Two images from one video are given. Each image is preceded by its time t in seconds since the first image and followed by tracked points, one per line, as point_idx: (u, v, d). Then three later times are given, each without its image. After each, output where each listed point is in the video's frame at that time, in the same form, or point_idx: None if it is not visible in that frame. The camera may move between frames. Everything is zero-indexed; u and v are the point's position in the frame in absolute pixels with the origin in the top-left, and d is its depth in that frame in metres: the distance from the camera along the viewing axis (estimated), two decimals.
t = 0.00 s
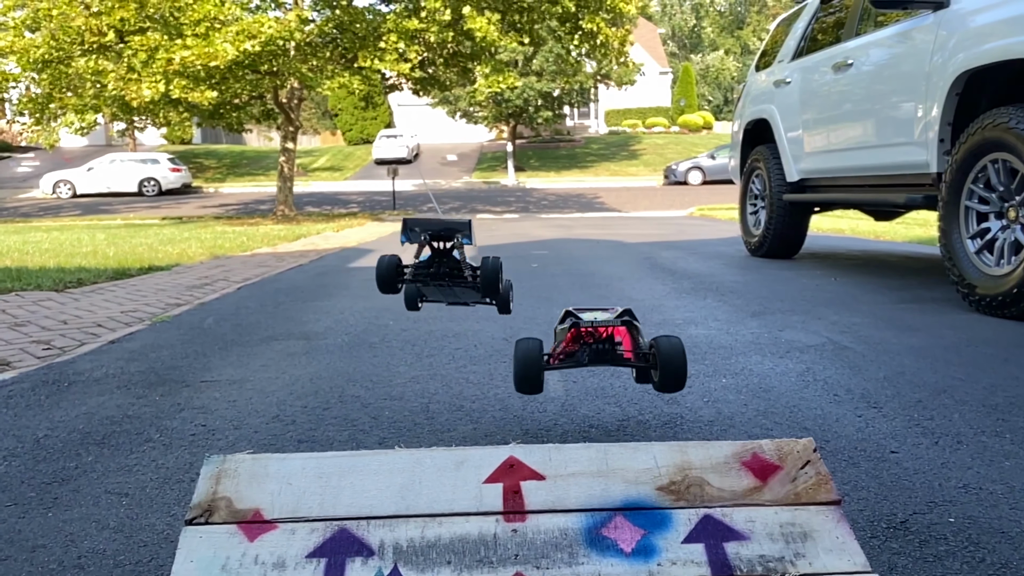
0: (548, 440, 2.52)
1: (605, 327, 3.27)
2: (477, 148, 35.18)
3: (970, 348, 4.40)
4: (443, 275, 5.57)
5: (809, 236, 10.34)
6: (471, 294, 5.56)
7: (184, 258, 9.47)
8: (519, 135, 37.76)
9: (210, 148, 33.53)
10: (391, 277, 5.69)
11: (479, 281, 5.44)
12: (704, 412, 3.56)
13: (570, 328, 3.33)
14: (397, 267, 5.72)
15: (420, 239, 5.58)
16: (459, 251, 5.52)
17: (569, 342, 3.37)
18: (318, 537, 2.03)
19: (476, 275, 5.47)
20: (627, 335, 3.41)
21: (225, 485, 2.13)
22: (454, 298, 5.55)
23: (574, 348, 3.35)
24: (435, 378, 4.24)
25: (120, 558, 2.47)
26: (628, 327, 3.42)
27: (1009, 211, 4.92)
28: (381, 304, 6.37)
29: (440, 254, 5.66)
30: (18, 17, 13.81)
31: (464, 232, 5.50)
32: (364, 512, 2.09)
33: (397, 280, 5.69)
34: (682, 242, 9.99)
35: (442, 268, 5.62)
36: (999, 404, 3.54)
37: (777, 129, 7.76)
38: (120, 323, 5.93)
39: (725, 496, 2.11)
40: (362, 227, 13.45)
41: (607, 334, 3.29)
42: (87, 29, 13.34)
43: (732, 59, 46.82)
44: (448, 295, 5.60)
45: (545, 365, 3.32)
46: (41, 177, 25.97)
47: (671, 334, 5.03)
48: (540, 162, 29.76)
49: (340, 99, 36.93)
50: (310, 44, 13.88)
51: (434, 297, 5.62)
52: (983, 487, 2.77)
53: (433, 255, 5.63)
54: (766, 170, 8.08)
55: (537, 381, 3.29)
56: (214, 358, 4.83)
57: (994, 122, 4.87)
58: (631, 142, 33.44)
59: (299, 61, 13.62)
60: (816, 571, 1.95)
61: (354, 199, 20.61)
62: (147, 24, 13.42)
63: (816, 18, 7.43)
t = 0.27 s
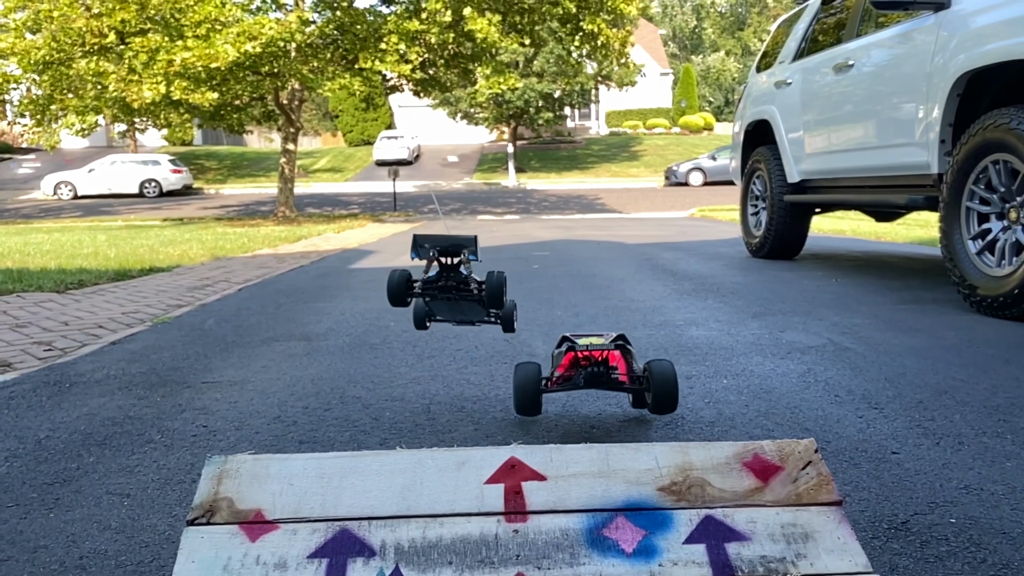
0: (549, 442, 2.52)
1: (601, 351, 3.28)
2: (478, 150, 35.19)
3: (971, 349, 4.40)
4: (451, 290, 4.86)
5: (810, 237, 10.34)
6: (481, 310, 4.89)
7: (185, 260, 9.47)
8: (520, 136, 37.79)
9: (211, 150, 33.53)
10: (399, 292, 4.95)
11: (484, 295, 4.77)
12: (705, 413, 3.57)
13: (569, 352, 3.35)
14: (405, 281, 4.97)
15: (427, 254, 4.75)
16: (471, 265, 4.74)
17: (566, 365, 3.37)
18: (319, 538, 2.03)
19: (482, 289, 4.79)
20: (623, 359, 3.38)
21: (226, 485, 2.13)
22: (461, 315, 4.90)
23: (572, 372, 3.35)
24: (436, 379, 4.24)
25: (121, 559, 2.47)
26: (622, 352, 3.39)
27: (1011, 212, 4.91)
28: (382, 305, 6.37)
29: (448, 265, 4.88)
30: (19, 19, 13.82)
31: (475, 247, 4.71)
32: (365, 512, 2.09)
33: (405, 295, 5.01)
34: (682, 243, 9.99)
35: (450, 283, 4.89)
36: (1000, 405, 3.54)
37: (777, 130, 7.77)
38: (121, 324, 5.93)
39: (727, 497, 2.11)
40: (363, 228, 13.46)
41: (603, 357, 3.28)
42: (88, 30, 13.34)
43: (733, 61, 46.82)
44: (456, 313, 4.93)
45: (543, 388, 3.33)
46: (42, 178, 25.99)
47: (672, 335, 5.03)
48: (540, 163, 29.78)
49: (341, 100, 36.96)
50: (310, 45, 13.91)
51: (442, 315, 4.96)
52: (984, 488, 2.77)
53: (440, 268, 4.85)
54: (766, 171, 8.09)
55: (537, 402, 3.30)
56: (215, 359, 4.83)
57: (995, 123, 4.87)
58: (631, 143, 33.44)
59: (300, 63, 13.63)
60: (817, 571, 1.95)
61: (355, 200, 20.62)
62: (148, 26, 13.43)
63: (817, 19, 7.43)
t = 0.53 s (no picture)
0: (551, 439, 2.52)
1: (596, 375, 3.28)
2: (479, 147, 35.19)
3: (972, 347, 4.40)
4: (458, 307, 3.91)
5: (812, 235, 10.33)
6: (491, 326, 3.95)
7: (186, 257, 9.49)
8: (522, 134, 37.79)
9: (212, 147, 33.54)
10: (409, 309, 3.96)
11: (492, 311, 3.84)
12: (706, 410, 3.57)
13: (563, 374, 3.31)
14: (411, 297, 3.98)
15: (434, 270, 3.86)
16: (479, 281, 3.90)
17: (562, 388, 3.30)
18: (321, 533, 2.03)
19: (489, 302, 3.85)
20: (618, 379, 3.23)
21: (228, 481, 2.14)
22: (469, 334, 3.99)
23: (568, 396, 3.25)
24: (437, 376, 4.24)
25: (123, 554, 2.48)
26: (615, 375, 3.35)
27: (1012, 209, 4.91)
28: (383, 303, 6.37)
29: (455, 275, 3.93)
30: (21, 16, 13.83)
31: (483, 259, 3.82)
32: (366, 508, 2.10)
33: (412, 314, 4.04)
34: (684, 241, 9.99)
35: (456, 297, 3.92)
36: (1001, 402, 3.54)
37: (779, 128, 7.76)
38: (123, 321, 5.94)
39: (728, 493, 2.11)
40: (364, 226, 13.47)
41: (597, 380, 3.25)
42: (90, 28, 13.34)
43: (734, 58, 46.78)
44: (468, 331, 3.99)
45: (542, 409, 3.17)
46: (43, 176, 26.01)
47: (673, 332, 5.03)
48: (542, 161, 29.77)
49: (342, 98, 36.97)
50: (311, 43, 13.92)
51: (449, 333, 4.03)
52: (985, 484, 2.77)
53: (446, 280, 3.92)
54: (767, 168, 8.09)
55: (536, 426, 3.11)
56: (217, 356, 4.84)
57: (996, 120, 4.87)
58: (633, 141, 33.44)
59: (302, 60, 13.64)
60: (818, 567, 1.95)
61: (356, 198, 20.63)
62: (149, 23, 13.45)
63: (818, 17, 7.43)
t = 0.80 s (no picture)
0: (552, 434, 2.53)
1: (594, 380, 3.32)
2: (481, 145, 35.18)
3: (974, 344, 4.40)
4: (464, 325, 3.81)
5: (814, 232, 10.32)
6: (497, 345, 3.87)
7: (188, 254, 9.49)
8: (523, 132, 37.78)
9: (214, 144, 33.56)
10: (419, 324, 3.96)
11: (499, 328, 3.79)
12: (707, 407, 3.57)
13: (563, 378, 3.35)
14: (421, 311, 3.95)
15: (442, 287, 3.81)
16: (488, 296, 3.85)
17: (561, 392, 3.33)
18: (323, 528, 2.04)
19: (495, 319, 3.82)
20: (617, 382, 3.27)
21: (230, 476, 2.14)
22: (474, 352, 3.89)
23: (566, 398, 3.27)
24: (439, 373, 4.24)
25: (126, 549, 2.48)
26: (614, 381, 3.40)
27: (1014, 206, 4.90)
28: (385, 300, 6.38)
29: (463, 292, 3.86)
30: (23, 13, 13.83)
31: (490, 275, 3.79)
32: (368, 503, 2.10)
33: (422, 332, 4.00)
34: (685, 238, 9.98)
35: (462, 315, 3.80)
36: (1002, 399, 3.54)
37: (781, 125, 7.75)
38: (124, 317, 5.95)
39: (729, 488, 2.11)
40: (366, 223, 13.47)
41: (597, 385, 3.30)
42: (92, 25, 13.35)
43: (736, 56, 46.74)
44: (474, 350, 3.85)
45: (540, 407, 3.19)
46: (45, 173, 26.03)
47: (675, 330, 5.03)
48: (544, 158, 29.77)
49: (344, 95, 36.98)
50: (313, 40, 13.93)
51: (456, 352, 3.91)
52: (986, 481, 2.77)
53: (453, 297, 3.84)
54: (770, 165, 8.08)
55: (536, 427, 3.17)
56: (218, 352, 4.84)
57: (999, 117, 4.85)
58: (634, 138, 33.43)
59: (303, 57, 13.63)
60: (819, 562, 1.95)
61: (358, 195, 20.64)
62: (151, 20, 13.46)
63: (821, 14, 7.41)
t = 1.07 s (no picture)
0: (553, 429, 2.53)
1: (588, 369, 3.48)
2: (482, 141, 35.16)
3: (974, 340, 4.40)
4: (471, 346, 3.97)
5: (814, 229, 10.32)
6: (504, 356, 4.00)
7: (189, 249, 9.49)
8: (524, 128, 37.75)
9: (215, 140, 33.53)
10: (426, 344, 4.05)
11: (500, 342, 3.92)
12: (707, 403, 3.57)
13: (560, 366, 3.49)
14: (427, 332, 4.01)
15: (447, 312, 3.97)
16: (491, 315, 3.97)
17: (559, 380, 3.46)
18: (323, 521, 2.04)
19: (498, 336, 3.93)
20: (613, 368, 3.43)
21: (231, 469, 2.14)
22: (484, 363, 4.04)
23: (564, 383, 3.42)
24: (439, 368, 4.25)
25: (126, 542, 2.49)
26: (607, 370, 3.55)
27: (1015, 203, 4.89)
28: (385, 295, 6.38)
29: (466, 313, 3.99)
30: (24, 8, 13.81)
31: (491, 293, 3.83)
32: (368, 496, 2.10)
33: (426, 351, 4.10)
34: (686, 235, 9.99)
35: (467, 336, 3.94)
36: (1002, 396, 3.54)
37: (782, 122, 7.74)
38: (125, 312, 5.95)
39: (729, 483, 2.11)
40: (366, 219, 13.47)
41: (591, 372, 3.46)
42: (92, 20, 13.32)
43: (737, 52, 46.67)
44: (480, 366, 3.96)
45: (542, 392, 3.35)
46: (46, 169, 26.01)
47: (675, 326, 5.03)
48: (544, 155, 29.76)
49: (345, 91, 36.95)
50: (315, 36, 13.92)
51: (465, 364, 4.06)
52: (985, 477, 2.78)
53: (457, 320, 3.98)
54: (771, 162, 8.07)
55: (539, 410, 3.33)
56: (219, 347, 4.84)
57: (1000, 114, 4.85)
58: (636, 135, 33.41)
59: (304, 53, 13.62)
60: (818, 556, 1.95)
61: (358, 191, 20.63)
62: (152, 15, 13.44)
63: (822, 11, 7.40)
